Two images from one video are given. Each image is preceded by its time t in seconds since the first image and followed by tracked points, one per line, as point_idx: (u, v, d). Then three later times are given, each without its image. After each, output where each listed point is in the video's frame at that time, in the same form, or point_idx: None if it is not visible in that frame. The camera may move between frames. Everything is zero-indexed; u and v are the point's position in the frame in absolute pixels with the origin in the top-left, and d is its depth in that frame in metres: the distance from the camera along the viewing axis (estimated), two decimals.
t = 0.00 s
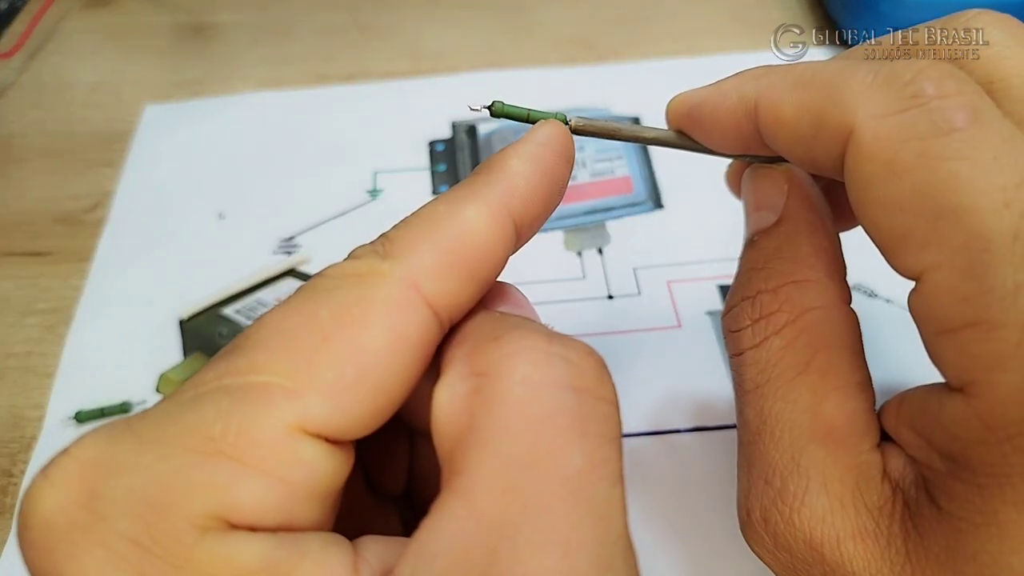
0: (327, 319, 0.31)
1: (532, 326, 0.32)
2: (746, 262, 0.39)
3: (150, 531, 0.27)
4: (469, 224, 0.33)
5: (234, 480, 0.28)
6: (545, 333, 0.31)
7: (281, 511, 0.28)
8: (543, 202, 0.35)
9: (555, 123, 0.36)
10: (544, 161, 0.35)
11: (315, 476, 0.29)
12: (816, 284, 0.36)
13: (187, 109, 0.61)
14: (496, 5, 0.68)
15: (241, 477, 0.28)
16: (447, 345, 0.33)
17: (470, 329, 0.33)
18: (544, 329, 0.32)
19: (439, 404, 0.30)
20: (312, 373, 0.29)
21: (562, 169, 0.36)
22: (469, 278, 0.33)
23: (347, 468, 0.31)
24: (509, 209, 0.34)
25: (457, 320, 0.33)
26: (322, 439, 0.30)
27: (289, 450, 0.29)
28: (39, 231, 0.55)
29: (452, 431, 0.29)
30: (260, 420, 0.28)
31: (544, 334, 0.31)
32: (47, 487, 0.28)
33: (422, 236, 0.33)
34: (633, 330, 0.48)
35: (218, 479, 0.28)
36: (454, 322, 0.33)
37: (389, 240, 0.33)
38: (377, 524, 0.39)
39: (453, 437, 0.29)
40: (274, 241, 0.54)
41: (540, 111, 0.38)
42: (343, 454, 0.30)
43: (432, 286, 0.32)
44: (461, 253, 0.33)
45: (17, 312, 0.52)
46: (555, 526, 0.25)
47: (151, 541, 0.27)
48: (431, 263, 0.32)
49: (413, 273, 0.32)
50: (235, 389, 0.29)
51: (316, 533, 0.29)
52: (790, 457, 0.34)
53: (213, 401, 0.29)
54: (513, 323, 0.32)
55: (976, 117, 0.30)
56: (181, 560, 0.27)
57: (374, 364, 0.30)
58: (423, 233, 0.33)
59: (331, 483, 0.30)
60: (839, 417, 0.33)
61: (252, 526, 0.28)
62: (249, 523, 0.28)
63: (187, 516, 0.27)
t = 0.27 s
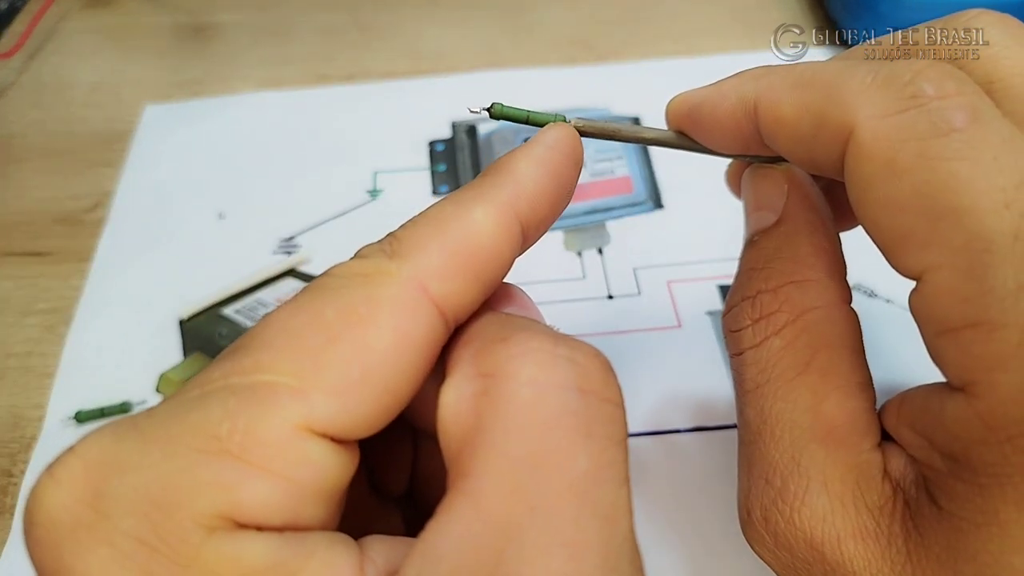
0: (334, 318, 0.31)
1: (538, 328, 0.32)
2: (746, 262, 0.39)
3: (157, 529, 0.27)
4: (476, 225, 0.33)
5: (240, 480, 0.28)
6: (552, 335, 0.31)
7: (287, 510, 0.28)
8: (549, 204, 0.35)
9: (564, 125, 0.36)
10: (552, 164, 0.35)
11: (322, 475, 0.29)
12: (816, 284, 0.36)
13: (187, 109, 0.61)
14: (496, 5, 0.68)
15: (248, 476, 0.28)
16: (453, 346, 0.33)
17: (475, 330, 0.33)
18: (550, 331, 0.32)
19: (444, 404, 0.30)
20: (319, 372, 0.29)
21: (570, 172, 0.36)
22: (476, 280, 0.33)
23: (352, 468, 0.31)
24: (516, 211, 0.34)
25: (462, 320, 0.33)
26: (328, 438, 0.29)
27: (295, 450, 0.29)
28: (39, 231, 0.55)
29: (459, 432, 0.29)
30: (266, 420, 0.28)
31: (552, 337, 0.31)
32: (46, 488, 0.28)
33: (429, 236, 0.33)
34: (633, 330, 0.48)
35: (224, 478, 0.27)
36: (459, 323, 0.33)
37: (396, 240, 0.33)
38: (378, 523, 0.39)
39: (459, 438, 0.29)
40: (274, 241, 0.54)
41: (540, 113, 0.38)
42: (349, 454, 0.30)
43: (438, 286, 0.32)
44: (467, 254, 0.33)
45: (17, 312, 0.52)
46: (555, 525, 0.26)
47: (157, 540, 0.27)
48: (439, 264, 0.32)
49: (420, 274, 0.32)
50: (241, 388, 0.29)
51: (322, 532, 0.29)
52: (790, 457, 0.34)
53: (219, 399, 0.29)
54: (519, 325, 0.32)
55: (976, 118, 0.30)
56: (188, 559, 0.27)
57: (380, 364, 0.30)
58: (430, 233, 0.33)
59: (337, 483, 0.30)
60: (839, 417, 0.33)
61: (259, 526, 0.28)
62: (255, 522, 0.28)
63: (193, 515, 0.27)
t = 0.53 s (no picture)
0: (319, 320, 0.31)
1: (526, 326, 0.31)
2: (745, 263, 0.39)
3: (150, 534, 0.27)
4: (462, 223, 0.33)
5: (228, 481, 0.28)
6: (538, 333, 0.31)
7: (275, 512, 0.28)
8: (536, 199, 0.35)
9: (546, 120, 0.36)
10: (534, 158, 0.35)
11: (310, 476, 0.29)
12: (815, 284, 0.36)
13: (187, 109, 0.61)
14: (497, 5, 0.68)
15: (235, 477, 0.28)
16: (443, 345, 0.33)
17: (464, 330, 0.33)
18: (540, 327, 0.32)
19: (433, 404, 0.30)
20: (305, 374, 0.29)
21: (554, 165, 0.35)
22: (463, 278, 0.33)
23: (342, 470, 0.31)
24: (501, 207, 0.34)
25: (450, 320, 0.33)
26: (315, 439, 0.29)
27: (283, 450, 0.29)
28: (39, 231, 0.55)
29: (448, 431, 0.29)
30: (252, 421, 0.28)
31: (537, 334, 0.30)
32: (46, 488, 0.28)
33: (413, 235, 0.33)
34: (634, 330, 0.48)
35: (211, 480, 0.28)
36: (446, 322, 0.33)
37: (381, 240, 0.33)
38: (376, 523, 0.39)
39: (448, 437, 0.29)
40: (274, 242, 0.54)
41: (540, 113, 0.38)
42: (338, 455, 0.30)
43: (425, 286, 0.32)
44: (453, 253, 0.33)
45: (16, 312, 0.52)
46: (554, 526, 0.26)
47: (148, 545, 0.27)
48: (423, 263, 0.32)
49: (406, 273, 0.32)
50: (228, 391, 0.29)
51: (312, 533, 0.29)
52: (790, 458, 0.34)
53: (206, 403, 0.29)
54: (507, 324, 0.32)
55: (975, 118, 0.30)
56: (177, 563, 0.27)
57: (367, 364, 0.30)
58: (415, 233, 0.33)
59: (326, 484, 0.30)
60: (839, 417, 0.33)
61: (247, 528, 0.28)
62: (243, 524, 0.28)
63: (181, 518, 0.27)
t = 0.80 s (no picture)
0: (329, 320, 0.31)
1: (535, 328, 0.31)
2: (745, 262, 0.39)
3: (156, 532, 0.27)
4: (472, 225, 0.33)
5: (236, 480, 0.28)
6: (547, 335, 0.31)
7: (283, 511, 0.28)
8: (545, 202, 0.35)
9: (558, 124, 0.36)
10: (544, 162, 0.35)
11: (319, 476, 0.29)
12: (814, 283, 0.36)
13: (187, 109, 0.62)
14: (496, 4, 0.68)
15: (244, 477, 0.28)
16: (450, 347, 0.33)
17: (471, 331, 0.33)
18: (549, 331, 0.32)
19: (440, 405, 0.30)
20: (315, 374, 0.29)
21: (566, 169, 0.36)
22: (472, 280, 0.33)
23: (349, 469, 0.31)
24: (511, 209, 0.34)
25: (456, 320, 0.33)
26: (324, 439, 0.30)
27: (291, 450, 0.29)
28: (39, 231, 0.55)
29: (456, 434, 0.29)
30: (261, 420, 0.28)
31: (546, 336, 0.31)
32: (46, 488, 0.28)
33: (423, 236, 0.33)
34: (634, 330, 0.48)
35: (220, 479, 0.28)
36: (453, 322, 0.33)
37: (391, 240, 0.33)
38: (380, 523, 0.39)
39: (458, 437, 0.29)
40: (274, 241, 0.54)
41: (539, 113, 0.38)
42: (345, 455, 0.30)
43: (434, 287, 0.32)
44: (462, 254, 0.33)
45: (17, 312, 0.52)
46: (555, 526, 0.26)
47: (155, 544, 0.27)
48: (431, 264, 0.32)
49: (415, 274, 0.32)
50: (237, 389, 0.29)
51: (319, 533, 0.29)
52: (790, 457, 0.34)
53: (214, 402, 0.29)
54: (516, 325, 0.32)
55: (973, 117, 0.30)
56: (183, 562, 0.27)
57: (375, 365, 0.30)
58: (425, 233, 0.33)
59: (333, 484, 0.30)
60: (838, 416, 0.33)
61: (253, 527, 0.28)
62: (251, 524, 0.28)
63: (188, 517, 0.27)
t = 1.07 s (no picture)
0: (321, 321, 0.31)
1: (528, 328, 0.31)
2: (744, 263, 0.39)
3: (151, 534, 0.27)
4: (463, 224, 0.33)
5: (231, 482, 0.28)
6: (540, 334, 0.31)
7: (278, 513, 0.28)
8: (537, 200, 0.35)
9: (551, 121, 0.36)
10: (535, 159, 0.35)
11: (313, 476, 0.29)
12: (814, 285, 0.36)
13: (187, 109, 0.61)
14: (496, 4, 0.68)
15: (239, 478, 0.28)
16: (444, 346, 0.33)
17: (466, 331, 0.33)
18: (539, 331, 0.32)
19: (435, 406, 0.30)
20: (308, 375, 0.29)
21: (557, 166, 0.36)
22: (464, 279, 0.33)
23: (343, 472, 0.31)
24: (502, 208, 0.34)
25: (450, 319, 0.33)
26: (318, 440, 0.30)
27: (285, 451, 0.29)
28: (39, 231, 0.55)
29: (451, 436, 0.29)
30: (255, 421, 0.28)
31: (539, 335, 0.31)
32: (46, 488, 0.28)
33: (414, 236, 0.33)
34: (634, 330, 0.48)
35: (214, 481, 0.27)
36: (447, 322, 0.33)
37: (382, 240, 0.33)
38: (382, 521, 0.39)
39: (452, 439, 0.29)
40: (273, 242, 0.54)
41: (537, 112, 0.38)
42: (339, 456, 0.30)
43: (426, 287, 0.32)
44: (454, 253, 0.33)
45: (16, 312, 0.52)
46: (553, 528, 0.25)
47: (149, 547, 0.27)
48: (423, 264, 0.32)
49: (406, 274, 0.32)
50: (231, 391, 0.29)
51: (314, 535, 0.29)
52: (789, 460, 0.34)
53: (207, 404, 0.29)
54: (510, 325, 0.32)
55: (973, 119, 0.30)
56: (178, 565, 0.27)
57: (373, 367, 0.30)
58: (417, 233, 0.33)
59: (328, 485, 0.30)
60: (837, 419, 0.33)
61: (248, 529, 0.28)
62: (245, 526, 0.28)
63: (182, 519, 0.27)
